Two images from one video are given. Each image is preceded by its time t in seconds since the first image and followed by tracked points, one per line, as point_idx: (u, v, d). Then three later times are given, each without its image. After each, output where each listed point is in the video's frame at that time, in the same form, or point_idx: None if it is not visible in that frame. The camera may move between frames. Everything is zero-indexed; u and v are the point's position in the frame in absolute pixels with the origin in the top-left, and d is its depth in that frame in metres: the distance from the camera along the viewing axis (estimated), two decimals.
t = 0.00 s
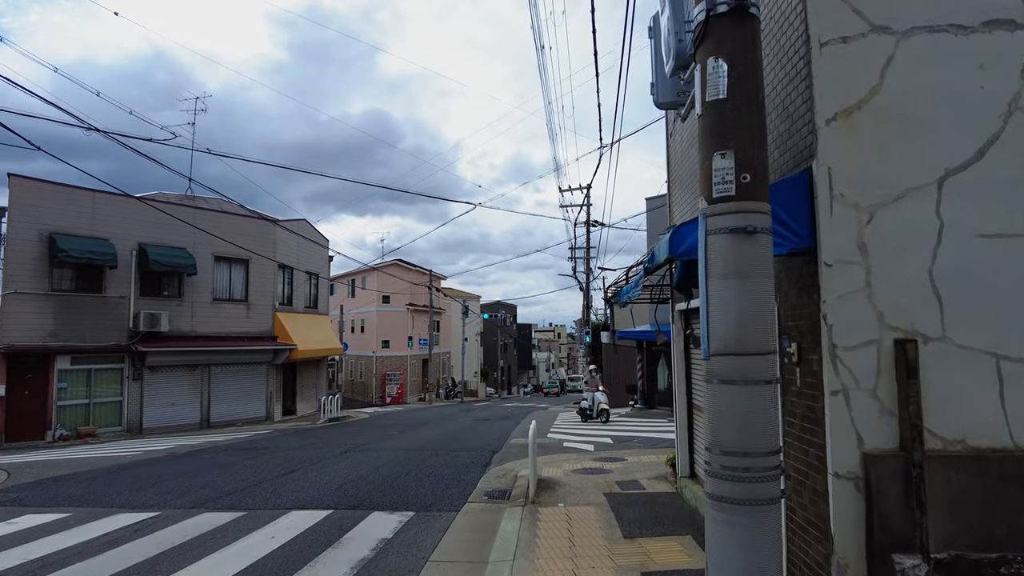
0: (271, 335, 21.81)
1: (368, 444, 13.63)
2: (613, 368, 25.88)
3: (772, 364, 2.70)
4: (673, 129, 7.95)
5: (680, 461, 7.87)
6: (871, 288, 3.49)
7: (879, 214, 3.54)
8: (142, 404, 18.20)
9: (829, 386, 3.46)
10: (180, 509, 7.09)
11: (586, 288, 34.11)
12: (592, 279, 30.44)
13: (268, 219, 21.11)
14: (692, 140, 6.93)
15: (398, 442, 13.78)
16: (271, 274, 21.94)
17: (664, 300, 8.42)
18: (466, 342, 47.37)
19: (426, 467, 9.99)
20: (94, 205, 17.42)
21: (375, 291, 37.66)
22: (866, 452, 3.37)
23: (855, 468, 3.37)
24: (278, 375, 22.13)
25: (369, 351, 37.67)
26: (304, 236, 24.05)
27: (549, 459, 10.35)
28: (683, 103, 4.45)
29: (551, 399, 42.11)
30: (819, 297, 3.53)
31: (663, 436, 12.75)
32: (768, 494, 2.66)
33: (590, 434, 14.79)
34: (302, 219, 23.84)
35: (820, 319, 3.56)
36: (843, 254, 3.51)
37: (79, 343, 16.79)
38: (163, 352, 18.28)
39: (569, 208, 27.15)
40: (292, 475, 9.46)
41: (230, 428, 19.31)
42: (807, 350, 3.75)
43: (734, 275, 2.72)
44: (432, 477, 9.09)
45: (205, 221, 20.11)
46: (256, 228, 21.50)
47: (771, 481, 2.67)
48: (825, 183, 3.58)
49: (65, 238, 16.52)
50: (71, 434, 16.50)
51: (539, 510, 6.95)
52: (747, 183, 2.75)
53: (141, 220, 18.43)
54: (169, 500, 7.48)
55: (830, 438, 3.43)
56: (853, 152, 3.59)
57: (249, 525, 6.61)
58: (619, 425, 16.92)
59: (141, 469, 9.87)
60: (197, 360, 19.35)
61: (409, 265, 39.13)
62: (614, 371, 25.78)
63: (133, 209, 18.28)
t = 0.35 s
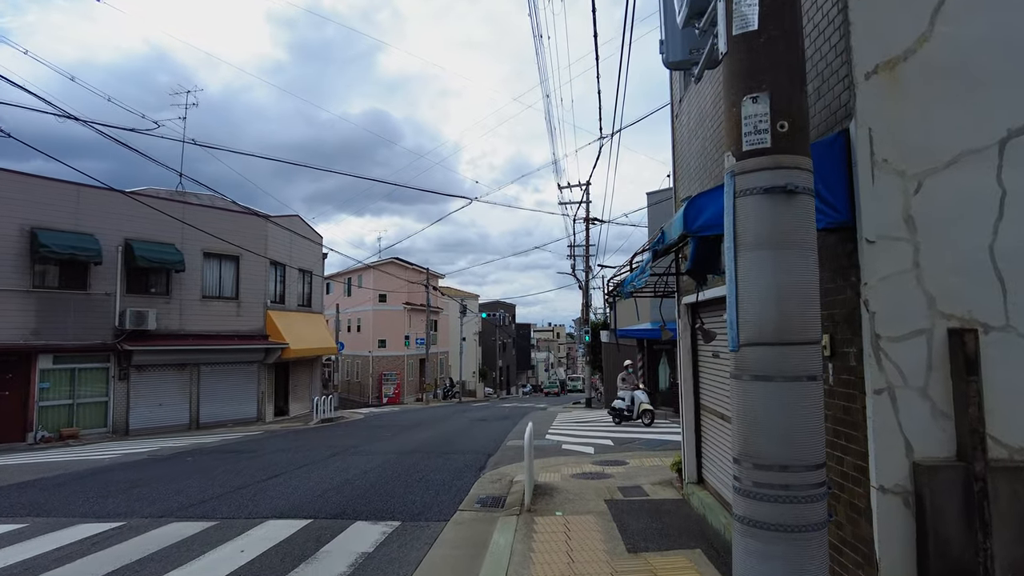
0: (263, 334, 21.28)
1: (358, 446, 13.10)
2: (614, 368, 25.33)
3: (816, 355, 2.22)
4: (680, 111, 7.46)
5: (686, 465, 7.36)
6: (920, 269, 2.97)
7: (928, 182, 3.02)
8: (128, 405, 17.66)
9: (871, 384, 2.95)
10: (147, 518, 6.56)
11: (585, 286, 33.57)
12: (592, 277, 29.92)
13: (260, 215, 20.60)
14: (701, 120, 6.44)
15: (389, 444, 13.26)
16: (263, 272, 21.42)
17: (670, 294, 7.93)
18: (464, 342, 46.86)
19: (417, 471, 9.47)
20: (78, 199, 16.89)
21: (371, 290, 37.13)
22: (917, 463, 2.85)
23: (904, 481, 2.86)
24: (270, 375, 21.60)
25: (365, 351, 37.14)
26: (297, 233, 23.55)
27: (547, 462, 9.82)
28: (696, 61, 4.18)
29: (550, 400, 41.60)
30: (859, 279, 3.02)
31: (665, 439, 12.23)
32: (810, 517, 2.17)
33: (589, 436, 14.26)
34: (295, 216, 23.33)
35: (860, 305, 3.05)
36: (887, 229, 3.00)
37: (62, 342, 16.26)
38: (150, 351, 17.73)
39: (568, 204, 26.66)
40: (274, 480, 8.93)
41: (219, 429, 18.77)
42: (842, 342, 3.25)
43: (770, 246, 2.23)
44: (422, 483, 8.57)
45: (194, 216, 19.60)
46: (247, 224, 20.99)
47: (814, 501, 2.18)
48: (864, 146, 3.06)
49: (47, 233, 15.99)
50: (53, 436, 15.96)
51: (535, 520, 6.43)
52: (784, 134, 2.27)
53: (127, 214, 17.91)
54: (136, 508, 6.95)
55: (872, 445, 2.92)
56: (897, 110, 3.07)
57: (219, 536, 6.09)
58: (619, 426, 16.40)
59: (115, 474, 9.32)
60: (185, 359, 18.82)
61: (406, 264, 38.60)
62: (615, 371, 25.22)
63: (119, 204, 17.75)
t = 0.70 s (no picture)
0: (254, 332, 20.76)
1: (350, 448, 12.58)
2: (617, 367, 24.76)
3: (895, 341, 1.71)
4: (689, 88, 6.94)
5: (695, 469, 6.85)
6: (996, 240, 2.44)
7: (1005, 135, 2.49)
8: (114, 405, 17.13)
9: (938, 380, 2.43)
10: (111, 529, 6.06)
11: (586, 284, 33.09)
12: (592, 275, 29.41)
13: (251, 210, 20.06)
14: (713, 94, 5.92)
15: (383, 446, 12.75)
16: (254, 268, 20.89)
17: (679, 286, 7.41)
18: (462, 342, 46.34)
19: (409, 476, 8.96)
20: (61, 192, 16.36)
21: (368, 288, 36.61)
22: (996, 474, 2.33)
23: (980, 498, 2.35)
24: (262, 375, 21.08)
25: (362, 351, 36.61)
26: (290, 229, 23.00)
27: (546, 465, 9.31)
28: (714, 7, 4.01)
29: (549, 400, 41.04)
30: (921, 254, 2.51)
31: (670, 440, 11.71)
32: (890, 553, 1.66)
33: (590, 437, 13.74)
34: (288, 212, 22.80)
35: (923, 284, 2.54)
36: (954, 191, 2.49)
37: (44, 340, 15.74)
38: (137, 350, 17.21)
39: (568, 200, 26.06)
40: (256, 485, 8.40)
41: (208, 431, 18.23)
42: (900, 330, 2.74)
43: (833, 200, 1.72)
44: (413, 488, 8.06)
45: (183, 211, 19.06)
46: (239, 220, 20.45)
47: (896, 532, 1.66)
48: (926, 94, 2.56)
49: (28, 228, 15.47)
50: (36, 438, 15.45)
51: (533, 530, 5.91)
52: (850, 54, 1.75)
53: (113, 209, 17.39)
54: (100, 517, 6.43)
55: (940, 451, 2.41)
56: (965, 49, 2.54)
57: (187, 548, 5.59)
58: (621, 427, 15.87)
59: (87, 478, 8.80)
60: (174, 358, 18.29)
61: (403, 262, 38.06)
62: (617, 371, 24.64)
63: (104, 198, 17.22)
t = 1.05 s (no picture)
0: (245, 332, 20.21)
1: (340, 452, 12.06)
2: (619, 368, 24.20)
3: None
4: (697, 65, 6.41)
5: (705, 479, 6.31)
6: None
7: None
8: (97, 407, 16.56)
9: None
10: (64, 545, 5.51)
11: (585, 283, 32.51)
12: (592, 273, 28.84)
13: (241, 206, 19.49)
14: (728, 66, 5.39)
15: (376, 450, 12.26)
16: (245, 266, 20.34)
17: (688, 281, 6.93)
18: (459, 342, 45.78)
19: (399, 484, 8.43)
20: (41, 186, 15.81)
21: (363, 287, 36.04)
22: None
23: None
24: (252, 375, 20.52)
25: (358, 350, 36.06)
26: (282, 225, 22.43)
27: (543, 473, 8.77)
28: None
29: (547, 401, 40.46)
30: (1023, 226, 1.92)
31: (673, 444, 11.18)
32: None
33: (590, 441, 13.20)
34: (280, 208, 22.25)
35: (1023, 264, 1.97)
36: None
37: (23, 340, 15.18)
38: (121, 350, 16.64)
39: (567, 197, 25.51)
40: (233, 494, 7.86)
41: (195, 433, 17.67)
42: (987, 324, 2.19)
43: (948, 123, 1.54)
44: (400, 498, 7.51)
45: (170, 207, 18.50)
46: (229, 216, 19.91)
47: None
48: None
49: (6, 223, 14.91)
50: (15, 441, 14.88)
51: (528, 547, 5.37)
52: None
53: (98, 204, 16.85)
54: (56, 532, 5.89)
55: None
56: None
57: (144, 568, 5.05)
58: (621, 430, 15.33)
59: (54, 486, 8.25)
60: (160, 358, 17.74)
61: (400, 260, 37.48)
62: (617, 371, 24.09)
63: (88, 193, 16.65)
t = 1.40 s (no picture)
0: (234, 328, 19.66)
1: (328, 452, 11.53)
2: (619, 366, 23.68)
3: None
4: (709, 31, 5.90)
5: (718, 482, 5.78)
6: None
7: None
8: (79, 406, 15.99)
9: None
10: (8, 556, 4.96)
11: (584, 280, 31.99)
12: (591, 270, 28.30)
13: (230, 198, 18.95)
14: (747, 22, 4.86)
15: (366, 450, 11.73)
16: (235, 260, 19.79)
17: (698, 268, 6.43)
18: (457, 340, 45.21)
19: (387, 486, 7.90)
20: (19, 177, 15.25)
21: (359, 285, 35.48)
22: None
23: None
24: (242, 373, 19.97)
25: (353, 349, 35.51)
26: (273, 219, 21.89)
27: (541, 474, 8.24)
28: None
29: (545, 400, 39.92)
30: None
31: (677, 444, 10.65)
32: None
33: (589, 441, 12.66)
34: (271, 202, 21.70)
35: None
36: None
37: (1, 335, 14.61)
38: (104, 346, 16.08)
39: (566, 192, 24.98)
40: (208, 497, 7.31)
41: (182, 432, 17.11)
42: None
43: None
44: (387, 502, 6.97)
45: (157, 199, 17.94)
46: (219, 211, 19.40)
47: None
48: None
49: None
50: None
51: (523, 558, 4.84)
52: None
53: (81, 196, 16.30)
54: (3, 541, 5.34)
55: None
56: None
57: None
58: (621, 429, 14.80)
59: (16, 489, 7.70)
60: (146, 355, 17.18)
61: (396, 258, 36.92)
62: (617, 370, 23.59)
63: (69, 184, 16.09)
